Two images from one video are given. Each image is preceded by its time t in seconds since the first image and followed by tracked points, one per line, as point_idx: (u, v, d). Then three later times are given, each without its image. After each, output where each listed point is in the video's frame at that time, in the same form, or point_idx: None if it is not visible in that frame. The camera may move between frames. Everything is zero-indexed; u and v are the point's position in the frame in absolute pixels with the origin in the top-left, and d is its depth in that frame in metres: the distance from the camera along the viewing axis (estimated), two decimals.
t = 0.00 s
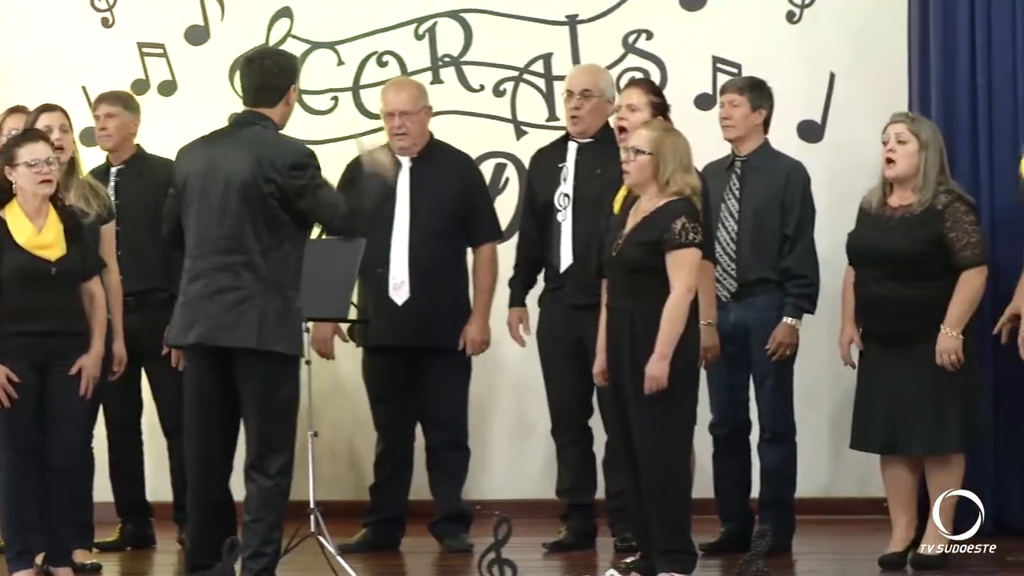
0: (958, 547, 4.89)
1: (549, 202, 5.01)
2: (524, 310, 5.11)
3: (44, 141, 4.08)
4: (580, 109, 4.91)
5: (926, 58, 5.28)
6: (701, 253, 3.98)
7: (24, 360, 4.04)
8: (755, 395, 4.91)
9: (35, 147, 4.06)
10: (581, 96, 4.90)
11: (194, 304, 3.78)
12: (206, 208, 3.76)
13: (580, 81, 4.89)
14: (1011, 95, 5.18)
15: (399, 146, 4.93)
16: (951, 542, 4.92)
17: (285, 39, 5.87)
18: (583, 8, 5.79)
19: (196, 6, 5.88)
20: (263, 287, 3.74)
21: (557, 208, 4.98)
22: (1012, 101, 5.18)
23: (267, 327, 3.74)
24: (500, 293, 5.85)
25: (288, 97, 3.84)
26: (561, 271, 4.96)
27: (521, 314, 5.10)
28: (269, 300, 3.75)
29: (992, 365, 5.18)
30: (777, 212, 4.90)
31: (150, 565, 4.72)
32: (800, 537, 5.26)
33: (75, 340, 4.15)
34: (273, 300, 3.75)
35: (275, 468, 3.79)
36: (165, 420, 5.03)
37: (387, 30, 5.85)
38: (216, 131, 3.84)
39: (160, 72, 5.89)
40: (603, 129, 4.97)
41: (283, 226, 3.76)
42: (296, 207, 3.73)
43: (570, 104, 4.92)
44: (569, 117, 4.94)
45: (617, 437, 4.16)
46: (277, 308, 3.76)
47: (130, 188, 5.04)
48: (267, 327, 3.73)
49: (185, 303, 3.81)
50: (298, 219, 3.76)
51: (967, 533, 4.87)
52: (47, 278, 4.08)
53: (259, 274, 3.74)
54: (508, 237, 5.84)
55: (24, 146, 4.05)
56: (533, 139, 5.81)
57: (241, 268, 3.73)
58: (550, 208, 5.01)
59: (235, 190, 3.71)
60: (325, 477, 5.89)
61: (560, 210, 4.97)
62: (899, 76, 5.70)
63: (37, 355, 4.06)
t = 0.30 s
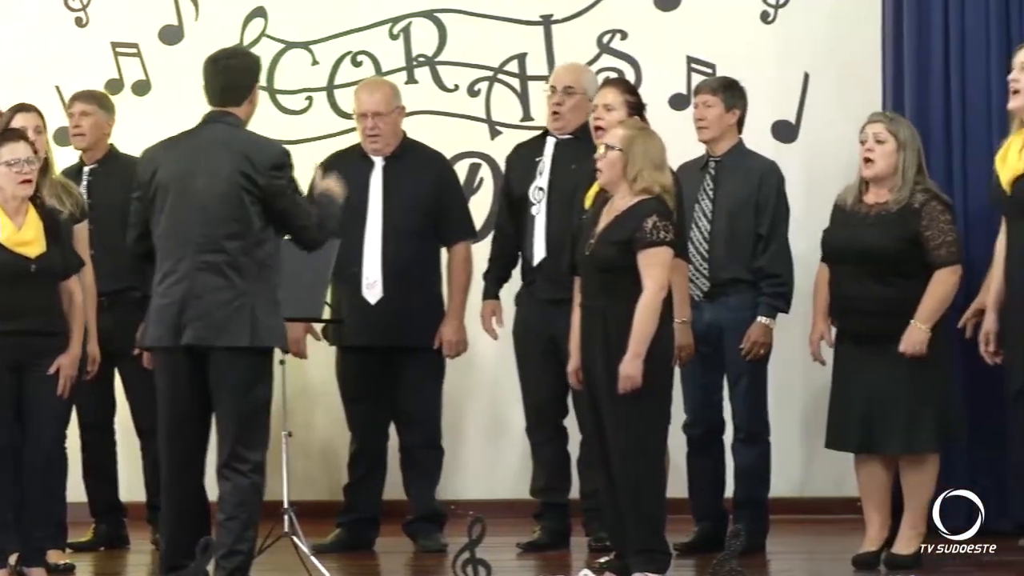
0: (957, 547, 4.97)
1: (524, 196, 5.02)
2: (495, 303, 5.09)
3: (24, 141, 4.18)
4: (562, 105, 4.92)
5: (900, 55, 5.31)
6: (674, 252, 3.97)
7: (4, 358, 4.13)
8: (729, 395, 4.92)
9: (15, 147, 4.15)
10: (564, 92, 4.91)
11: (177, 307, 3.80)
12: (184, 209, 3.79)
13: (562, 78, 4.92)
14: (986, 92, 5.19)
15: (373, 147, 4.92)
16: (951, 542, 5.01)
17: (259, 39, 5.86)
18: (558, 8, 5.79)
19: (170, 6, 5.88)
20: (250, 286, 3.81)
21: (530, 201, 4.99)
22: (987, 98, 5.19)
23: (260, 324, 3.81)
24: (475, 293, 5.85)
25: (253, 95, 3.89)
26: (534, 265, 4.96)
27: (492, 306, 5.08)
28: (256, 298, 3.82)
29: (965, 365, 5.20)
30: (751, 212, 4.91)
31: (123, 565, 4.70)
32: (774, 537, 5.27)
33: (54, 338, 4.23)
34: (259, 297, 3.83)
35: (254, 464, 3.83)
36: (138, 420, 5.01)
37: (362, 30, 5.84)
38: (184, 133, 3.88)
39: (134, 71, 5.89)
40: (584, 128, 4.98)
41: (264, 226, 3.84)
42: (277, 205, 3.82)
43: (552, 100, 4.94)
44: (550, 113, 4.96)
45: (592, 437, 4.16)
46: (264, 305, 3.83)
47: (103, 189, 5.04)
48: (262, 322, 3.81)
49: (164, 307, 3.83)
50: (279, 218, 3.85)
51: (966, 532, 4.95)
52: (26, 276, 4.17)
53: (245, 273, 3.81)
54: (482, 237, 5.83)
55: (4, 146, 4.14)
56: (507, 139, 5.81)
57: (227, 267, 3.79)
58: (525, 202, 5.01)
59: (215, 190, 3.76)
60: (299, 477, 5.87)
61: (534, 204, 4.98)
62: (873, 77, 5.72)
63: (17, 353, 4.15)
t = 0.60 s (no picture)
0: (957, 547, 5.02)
1: (493, 197, 5.02)
2: (468, 306, 5.09)
3: None
4: (532, 110, 4.92)
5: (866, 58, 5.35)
6: (639, 253, 3.97)
7: None
8: (695, 395, 4.93)
9: None
10: (534, 98, 4.90)
11: (151, 306, 3.88)
12: (159, 209, 3.89)
13: (533, 82, 4.90)
14: (951, 95, 5.19)
15: (335, 148, 4.91)
16: (951, 541, 5.06)
17: (224, 39, 5.84)
18: (524, 8, 5.78)
19: (136, 6, 5.85)
20: (222, 286, 3.95)
21: (499, 203, 4.99)
22: (952, 101, 5.19)
23: (232, 325, 3.94)
24: (442, 292, 5.84)
25: (211, 100, 4.02)
26: (499, 267, 4.96)
27: (466, 309, 5.09)
28: (227, 298, 3.95)
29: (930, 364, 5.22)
30: (717, 212, 4.92)
31: (87, 565, 4.68)
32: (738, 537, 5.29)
33: (26, 338, 4.21)
34: (229, 298, 3.96)
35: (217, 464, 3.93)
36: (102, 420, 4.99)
37: (327, 29, 5.82)
38: (149, 133, 3.98)
39: (99, 71, 5.86)
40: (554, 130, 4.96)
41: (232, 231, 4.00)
42: (246, 208, 3.99)
43: (522, 105, 4.93)
44: (521, 118, 4.95)
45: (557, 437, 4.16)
46: (232, 306, 3.97)
47: (66, 188, 4.99)
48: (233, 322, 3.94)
49: (134, 306, 3.89)
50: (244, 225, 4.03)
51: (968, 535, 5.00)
52: None
53: (219, 273, 3.94)
54: (448, 237, 5.82)
55: None
56: (473, 139, 5.80)
57: (202, 268, 3.90)
58: (494, 203, 5.01)
59: (193, 190, 3.89)
60: (263, 477, 5.85)
61: (502, 206, 4.97)
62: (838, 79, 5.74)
63: None
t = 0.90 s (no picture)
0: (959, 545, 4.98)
1: (458, 198, 5.01)
2: (434, 305, 5.08)
3: None
4: (497, 114, 4.90)
5: (828, 59, 5.38)
6: (602, 254, 3.98)
7: None
8: (657, 394, 4.94)
9: None
10: (500, 101, 4.89)
11: (117, 307, 3.86)
12: (122, 209, 3.86)
13: (501, 84, 4.88)
14: (911, 96, 5.23)
15: (295, 149, 4.89)
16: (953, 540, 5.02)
17: (186, 39, 5.80)
18: (486, 8, 5.78)
19: (97, 5, 5.82)
20: (188, 286, 3.94)
21: (464, 204, 4.98)
22: (912, 102, 5.23)
23: (198, 324, 3.93)
24: (404, 292, 5.83)
25: (168, 100, 4.01)
26: (463, 268, 4.96)
27: (430, 308, 5.08)
28: (192, 297, 3.95)
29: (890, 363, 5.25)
30: (679, 212, 4.93)
31: (47, 566, 4.64)
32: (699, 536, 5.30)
33: None
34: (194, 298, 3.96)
35: (178, 463, 3.91)
36: (63, 420, 4.95)
37: (289, 29, 5.80)
38: (107, 133, 3.96)
39: (60, 70, 5.82)
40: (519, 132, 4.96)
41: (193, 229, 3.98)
42: (208, 206, 3.98)
43: (488, 108, 4.91)
44: (487, 120, 4.94)
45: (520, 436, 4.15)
46: (197, 305, 3.96)
47: (28, 188, 4.95)
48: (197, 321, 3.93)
49: (100, 307, 3.86)
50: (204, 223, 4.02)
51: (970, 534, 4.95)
52: None
53: (184, 273, 3.93)
54: (410, 237, 5.81)
55: None
56: (435, 139, 5.79)
57: (168, 268, 3.89)
58: (459, 204, 5.00)
59: (156, 189, 3.87)
60: (224, 477, 5.82)
61: (467, 207, 4.96)
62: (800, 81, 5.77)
63: None
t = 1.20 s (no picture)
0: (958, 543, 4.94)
1: (427, 198, 5.00)
2: (402, 304, 5.09)
3: None
4: (466, 114, 4.88)
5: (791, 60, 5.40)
6: (566, 253, 3.98)
7: None
8: (621, 394, 4.95)
9: None
10: (468, 102, 4.87)
11: (79, 308, 3.85)
12: (82, 209, 3.85)
13: (469, 85, 4.85)
14: (873, 96, 5.25)
15: (257, 147, 4.85)
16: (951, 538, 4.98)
17: (149, 38, 5.78)
18: (450, 8, 5.77)
19: (60, 4, 5.78)
20: (151, 285, 3.92)
21: (432, 205, 4.97)
22: (874, 101, 5.25)
23: (161, 324, 3.91)
24: (368, 292, 5.81)
25: (135, 95, 3.99)
26: (430, 269, 4.95)
27: (399, 308, 5.08)
28: (156, 296, 3.93)
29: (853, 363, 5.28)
30: (643, 212, 4.94)
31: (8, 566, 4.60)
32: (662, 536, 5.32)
33: None
34: (158, 296, 3.94)
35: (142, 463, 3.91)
36: (25, 421, 4.91)
37: (252, 29, 5.78)
38: (71, 132, 3.94)
39: (23, 69, 5.78)
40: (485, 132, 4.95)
41: (156, 227, 3.95)
42: (172, 204, 3.94)
43: (457, 108, 4.90)
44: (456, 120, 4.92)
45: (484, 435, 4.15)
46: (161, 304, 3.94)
47: None
48: (161, 321, 3.92)
49: (63, 309, 3.87)
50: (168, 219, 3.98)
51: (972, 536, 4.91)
52: None
53: (146, 272, 3.90)
54: (374, 237, 5.79)
55: None
56: (399, 139, 5.77)
57: (130, 268, 3.87)
58: (427, 205, 4.99)
59: (115, 188, 3.84)
60: (187, 477, 5.79)
61: (435, 208, 4.95)
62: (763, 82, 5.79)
63: None
